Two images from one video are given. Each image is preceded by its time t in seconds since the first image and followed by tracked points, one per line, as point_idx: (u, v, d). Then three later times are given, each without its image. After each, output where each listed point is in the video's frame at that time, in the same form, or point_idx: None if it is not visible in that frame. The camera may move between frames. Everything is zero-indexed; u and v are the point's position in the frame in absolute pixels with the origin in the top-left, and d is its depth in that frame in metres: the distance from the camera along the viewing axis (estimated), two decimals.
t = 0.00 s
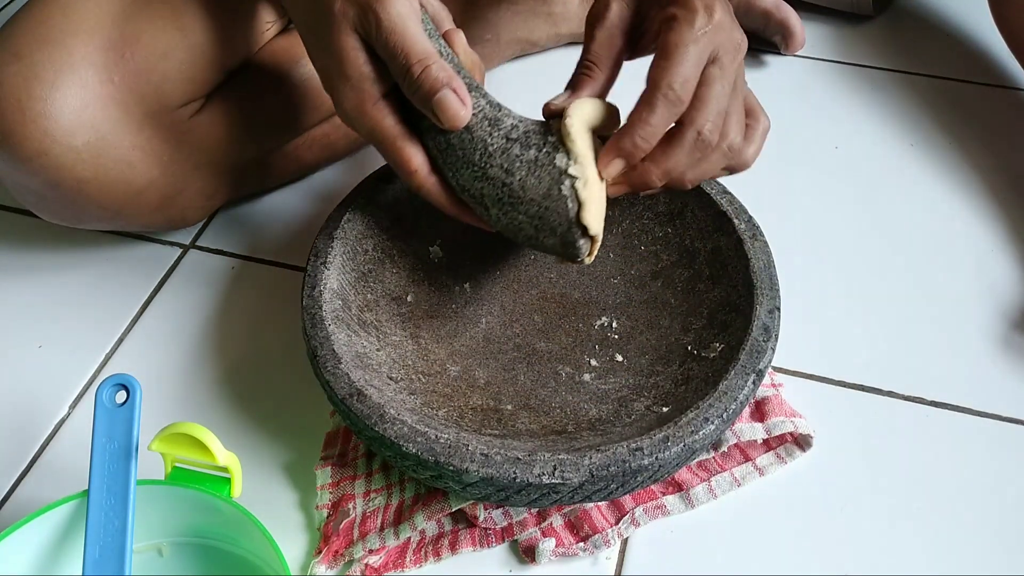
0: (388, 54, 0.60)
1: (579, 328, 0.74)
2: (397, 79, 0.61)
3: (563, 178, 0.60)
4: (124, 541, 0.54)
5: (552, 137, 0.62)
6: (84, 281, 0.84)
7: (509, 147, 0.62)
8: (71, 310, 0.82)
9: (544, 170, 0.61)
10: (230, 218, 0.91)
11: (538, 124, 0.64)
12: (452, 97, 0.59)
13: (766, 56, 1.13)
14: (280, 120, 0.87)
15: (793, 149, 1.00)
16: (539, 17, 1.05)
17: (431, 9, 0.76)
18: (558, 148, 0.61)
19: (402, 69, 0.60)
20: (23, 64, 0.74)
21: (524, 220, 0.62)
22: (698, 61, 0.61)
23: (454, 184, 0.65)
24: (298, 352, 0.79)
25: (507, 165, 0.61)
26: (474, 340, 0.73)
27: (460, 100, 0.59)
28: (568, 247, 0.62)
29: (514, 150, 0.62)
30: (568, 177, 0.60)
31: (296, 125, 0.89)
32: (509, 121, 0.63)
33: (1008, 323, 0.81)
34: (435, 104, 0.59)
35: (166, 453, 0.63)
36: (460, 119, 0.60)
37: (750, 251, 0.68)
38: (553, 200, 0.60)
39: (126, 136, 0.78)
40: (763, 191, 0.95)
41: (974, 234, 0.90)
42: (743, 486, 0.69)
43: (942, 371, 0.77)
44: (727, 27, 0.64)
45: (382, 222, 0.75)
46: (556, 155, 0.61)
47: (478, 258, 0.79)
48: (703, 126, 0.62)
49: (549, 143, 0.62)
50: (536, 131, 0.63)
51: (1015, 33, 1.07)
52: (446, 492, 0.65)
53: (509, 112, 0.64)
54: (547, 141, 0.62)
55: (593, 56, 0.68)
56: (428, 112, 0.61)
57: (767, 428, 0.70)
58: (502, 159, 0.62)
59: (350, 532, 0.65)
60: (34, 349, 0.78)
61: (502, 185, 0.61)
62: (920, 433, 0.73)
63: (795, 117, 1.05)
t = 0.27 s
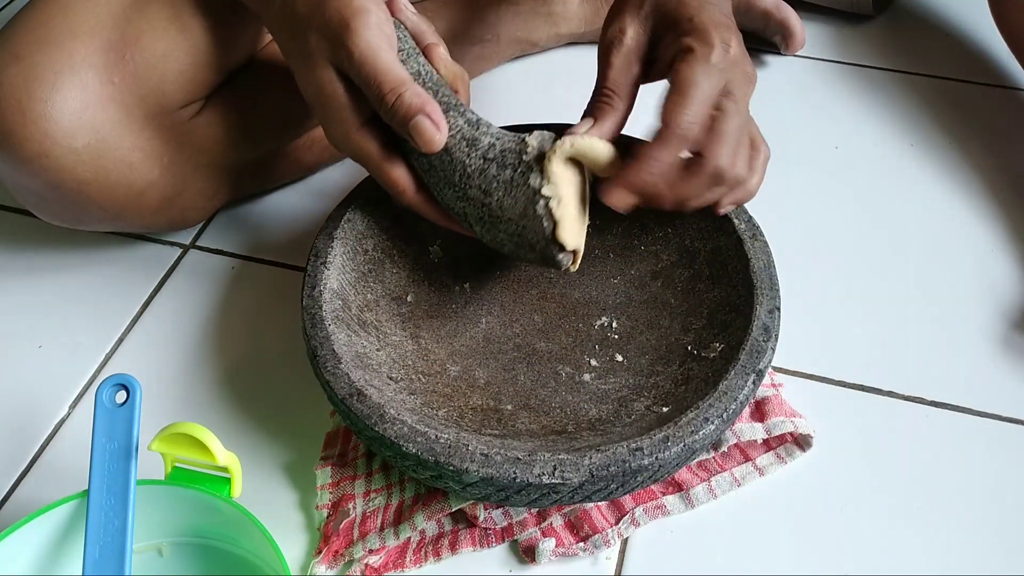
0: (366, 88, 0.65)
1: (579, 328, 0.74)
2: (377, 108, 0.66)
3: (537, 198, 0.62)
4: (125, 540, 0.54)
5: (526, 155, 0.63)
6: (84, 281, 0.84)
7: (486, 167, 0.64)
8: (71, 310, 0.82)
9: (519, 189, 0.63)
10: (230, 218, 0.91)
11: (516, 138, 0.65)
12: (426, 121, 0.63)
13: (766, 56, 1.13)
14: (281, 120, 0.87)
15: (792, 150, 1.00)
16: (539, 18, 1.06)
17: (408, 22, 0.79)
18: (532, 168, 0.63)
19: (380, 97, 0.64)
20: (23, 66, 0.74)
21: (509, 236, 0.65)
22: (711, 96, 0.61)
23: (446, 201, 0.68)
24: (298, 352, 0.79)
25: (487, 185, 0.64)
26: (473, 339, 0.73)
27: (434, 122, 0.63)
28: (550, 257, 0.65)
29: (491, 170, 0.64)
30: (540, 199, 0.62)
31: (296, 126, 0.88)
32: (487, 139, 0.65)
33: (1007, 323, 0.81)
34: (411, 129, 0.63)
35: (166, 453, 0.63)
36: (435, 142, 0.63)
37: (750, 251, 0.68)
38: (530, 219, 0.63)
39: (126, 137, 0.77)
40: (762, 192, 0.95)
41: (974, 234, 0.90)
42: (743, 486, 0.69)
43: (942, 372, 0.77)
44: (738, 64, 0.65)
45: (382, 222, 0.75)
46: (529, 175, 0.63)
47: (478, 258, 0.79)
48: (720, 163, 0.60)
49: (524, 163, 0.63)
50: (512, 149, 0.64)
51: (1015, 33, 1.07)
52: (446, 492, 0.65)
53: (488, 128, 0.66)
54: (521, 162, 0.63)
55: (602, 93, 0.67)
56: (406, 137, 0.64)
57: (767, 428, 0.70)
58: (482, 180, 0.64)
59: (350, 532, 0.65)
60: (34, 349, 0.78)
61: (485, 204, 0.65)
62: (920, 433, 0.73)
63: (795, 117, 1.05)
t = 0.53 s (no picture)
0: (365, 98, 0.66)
1: (578, 328, 0.74)
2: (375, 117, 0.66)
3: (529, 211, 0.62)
4: (125, 540, 0.54)
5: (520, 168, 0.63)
6: (84, 281, 0.84)
7: (480, 179, 0.65)
8: (71, 310, 0.82)
9: (512, 202, 0.63)
10: (229, 218, 0.91)
11: (511, 150, 0.65)
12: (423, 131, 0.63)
13: (766, 56, 1.13)
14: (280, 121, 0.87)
15: (792, 150, 1.00)
16: (539, 18, 1.06)
17: (411, 27, 0.80)
18: (525, 182, 0.63)
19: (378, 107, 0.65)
20: (23, 67, 0.74)
21: (503, 246, 0.65)
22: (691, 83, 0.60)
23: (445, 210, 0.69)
24: (298, 352, 0.79)
25: (481, 197, 0.65)
26: (473, 339, 0.73)
27: (432, 133, 0.63)
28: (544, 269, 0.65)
29: (485, 182, 0.64)
30: (531, 212, 0.62)
31: (296, 129, 0.88)
32: (482, 150, 0.65)
33: (1007, 323, 0.81)
34: (408, 139, 0.63)
35: (166, 453, 0.63)
36: (433, 152, 0.64)
37: (750, 251, 0.68)
38: (521, 232, 0.63)
39: (126, 138, 0.77)
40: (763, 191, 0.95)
41: (974, 234, 0.90)
42: (743, 486, 0.69)
43: (942, 372, 0.77)
44: (720, 47, 0.63)
45: (381, 222, 0.75)
46: (522, 188, 0.62)
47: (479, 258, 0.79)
48: (699, 147, 0.60)
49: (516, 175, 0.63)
50: (505, 161, 0.64)
51: (1015, 34, 1.07)
52: (446, 492, 0.65)
53: (485, 139, 0.67)
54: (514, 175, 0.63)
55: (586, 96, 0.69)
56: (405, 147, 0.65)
57: (767, 428, 0.70)
58: (477, 191, 0.65)
59: (350, 532, 0.65)
60: (34, 349, 0.78)
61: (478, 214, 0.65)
62: (920, 433, 0.73)
63: (795, 117, 1.05)
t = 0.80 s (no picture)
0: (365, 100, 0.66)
1: (578, 328, 0.74)
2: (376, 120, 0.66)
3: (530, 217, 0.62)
4: (125, 540, 0.54)
5: (519, 174, 0.63)
6: (84, 281, 0.84)
7: (480, 184, 0.64)
8: (71, 310, 0.82)
9: (511, 208, 0.63)
10: (230, 218, 0.91)
11: (512, 154, 0.64)
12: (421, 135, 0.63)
13: (766, 56, 1.13)
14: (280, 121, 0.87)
15: (793, 150, 1.00)
16: (539, 18, 1.06)
17: (416, 28, 0.79)
18: (524, 187, 0.62)
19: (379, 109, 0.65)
20: (23, 67, 0.74)
21: (504, 249, 0.66)
22: (726, 112, 0.56)
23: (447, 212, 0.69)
24: (298, 352, 0.79)
25: (481, 202, 0.65)
26: (473, 339, 0.73)
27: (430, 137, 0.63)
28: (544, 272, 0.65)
29: (485, 187, 0.64)
30: (532, 218, 0.62)
31: (296, 129, 0.88)
32: (484, 154, 0.65)
33: (1007, 323, 0.81)
34: (406, 143, 0.63)
35: (166, 453, 0.63)
36: (432, 155, 0.64)
37: (750, 251, 0.68)
38: (521, 237, 0.63)
39: (126, 138, 0.77)
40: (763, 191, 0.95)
41: (974, 234, 0.90)
42: (743, 486, 0.69)
43: (942, 372, 0.77)
44: (746, 66, 0.58)
45: (381, 222, 0.75)
46: (521, 194, 0.62)
47: (479, 259, 0.79)
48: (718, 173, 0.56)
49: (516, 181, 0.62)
50: (506, 166, 0.64)
51: (1015, 34, 1.07)
52: (446, 492, 0.65)
53: (487, 141, 0.66)
54: (513, 180, 0.63)
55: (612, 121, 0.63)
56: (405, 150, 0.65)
57: (767, 428, 0.70)
58: (478, 196, 0.65)
59: (350, 532, 0.65)
60: (34, 349, 0.78)
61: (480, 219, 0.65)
62: (920, 434, 0.73)
63: (795, 117, 1.05)
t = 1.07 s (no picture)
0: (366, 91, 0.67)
1: (578, 328, 0.74)
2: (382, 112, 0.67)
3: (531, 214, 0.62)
4: (124, 540, 0.54)
5: (520, 171, 0.62)
6: (84, 281, 0.84)
7: (482, 182, 0.64)
8: (71, 310, 0.82)
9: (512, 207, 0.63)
10: (230, 218, 0.91)
11: (513, 152, 0.64)
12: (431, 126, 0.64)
13: (766, 56, 1.13)
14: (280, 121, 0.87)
15: (793, 150, 1.00)
16: (539, 18, 1.06)
17: (420, 24, 0.80)
18: (524, 185, 0.62)
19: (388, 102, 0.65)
20: (23, 67, 0.74)
21: (506, 246, 0.66)
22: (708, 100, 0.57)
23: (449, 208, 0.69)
24: (298, 352, 0.79)
25: (484, 200, 0.65)
26: (473, 339, 0.73)
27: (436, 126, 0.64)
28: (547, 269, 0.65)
29: (486, 184, 0.64)
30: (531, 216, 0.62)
31: (295, 129, 0.88)
32: (485, 151, 0.65)
33: (1007, 323, 0.81)
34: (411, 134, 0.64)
35: (166, 453, 0.63)
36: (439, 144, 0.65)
37: (750, 251, 0.68)
38: (521, 235, 0.63)
39: (127, 138, 0.77)
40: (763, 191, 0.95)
41: (974, 234, 0.90)
42: (743, 486, 0.69)
43: (942, 372, 0.77)
44: (741, 60, 0.60)
45: (381, 222, 0.75)
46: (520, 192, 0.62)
47: (479, 259, 0.79)
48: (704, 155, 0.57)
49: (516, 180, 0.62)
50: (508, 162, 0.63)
51: (1015, 34, 1.07)
52: (446, 492, 0.65)
53: (489, 139, 0.66)
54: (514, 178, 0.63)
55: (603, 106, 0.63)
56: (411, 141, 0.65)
57: (767, 428, 0.70)
58: (479, 194, 0.65)
59: (350, 532, 0.65)
60: (34, 349, 0.78)
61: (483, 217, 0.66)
62: (921, 434, 0.73)
63: (795, 117, 1.05)
